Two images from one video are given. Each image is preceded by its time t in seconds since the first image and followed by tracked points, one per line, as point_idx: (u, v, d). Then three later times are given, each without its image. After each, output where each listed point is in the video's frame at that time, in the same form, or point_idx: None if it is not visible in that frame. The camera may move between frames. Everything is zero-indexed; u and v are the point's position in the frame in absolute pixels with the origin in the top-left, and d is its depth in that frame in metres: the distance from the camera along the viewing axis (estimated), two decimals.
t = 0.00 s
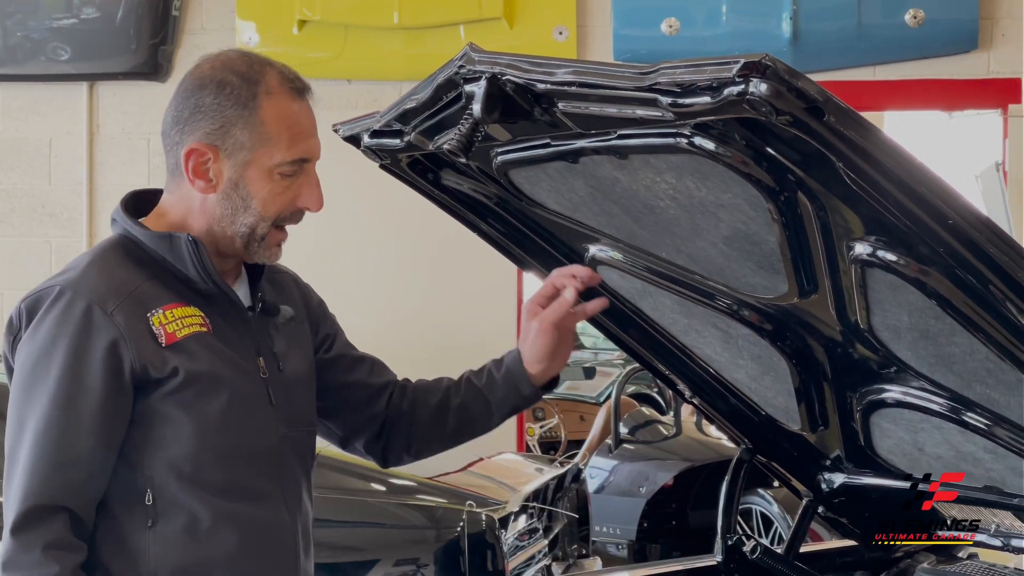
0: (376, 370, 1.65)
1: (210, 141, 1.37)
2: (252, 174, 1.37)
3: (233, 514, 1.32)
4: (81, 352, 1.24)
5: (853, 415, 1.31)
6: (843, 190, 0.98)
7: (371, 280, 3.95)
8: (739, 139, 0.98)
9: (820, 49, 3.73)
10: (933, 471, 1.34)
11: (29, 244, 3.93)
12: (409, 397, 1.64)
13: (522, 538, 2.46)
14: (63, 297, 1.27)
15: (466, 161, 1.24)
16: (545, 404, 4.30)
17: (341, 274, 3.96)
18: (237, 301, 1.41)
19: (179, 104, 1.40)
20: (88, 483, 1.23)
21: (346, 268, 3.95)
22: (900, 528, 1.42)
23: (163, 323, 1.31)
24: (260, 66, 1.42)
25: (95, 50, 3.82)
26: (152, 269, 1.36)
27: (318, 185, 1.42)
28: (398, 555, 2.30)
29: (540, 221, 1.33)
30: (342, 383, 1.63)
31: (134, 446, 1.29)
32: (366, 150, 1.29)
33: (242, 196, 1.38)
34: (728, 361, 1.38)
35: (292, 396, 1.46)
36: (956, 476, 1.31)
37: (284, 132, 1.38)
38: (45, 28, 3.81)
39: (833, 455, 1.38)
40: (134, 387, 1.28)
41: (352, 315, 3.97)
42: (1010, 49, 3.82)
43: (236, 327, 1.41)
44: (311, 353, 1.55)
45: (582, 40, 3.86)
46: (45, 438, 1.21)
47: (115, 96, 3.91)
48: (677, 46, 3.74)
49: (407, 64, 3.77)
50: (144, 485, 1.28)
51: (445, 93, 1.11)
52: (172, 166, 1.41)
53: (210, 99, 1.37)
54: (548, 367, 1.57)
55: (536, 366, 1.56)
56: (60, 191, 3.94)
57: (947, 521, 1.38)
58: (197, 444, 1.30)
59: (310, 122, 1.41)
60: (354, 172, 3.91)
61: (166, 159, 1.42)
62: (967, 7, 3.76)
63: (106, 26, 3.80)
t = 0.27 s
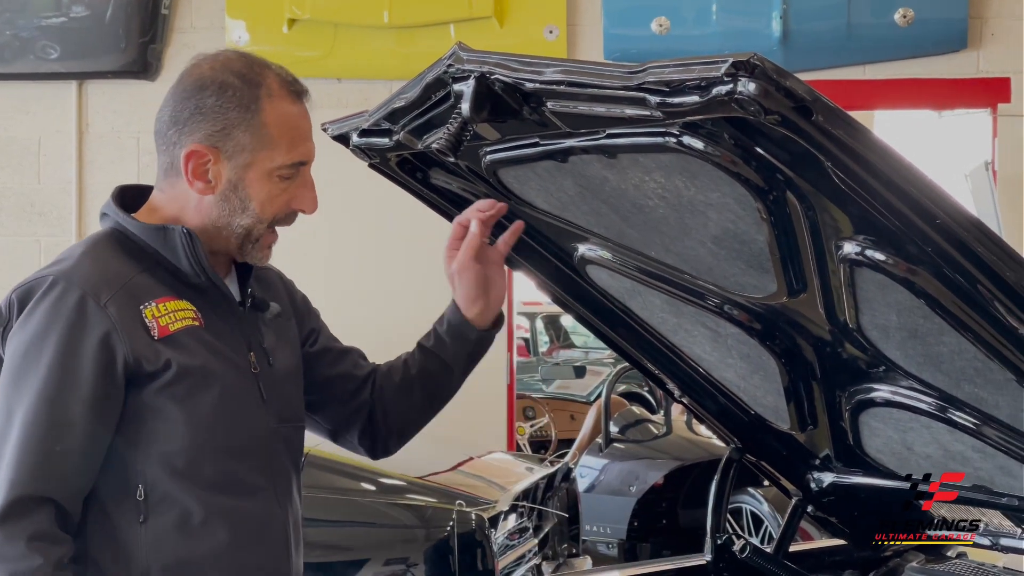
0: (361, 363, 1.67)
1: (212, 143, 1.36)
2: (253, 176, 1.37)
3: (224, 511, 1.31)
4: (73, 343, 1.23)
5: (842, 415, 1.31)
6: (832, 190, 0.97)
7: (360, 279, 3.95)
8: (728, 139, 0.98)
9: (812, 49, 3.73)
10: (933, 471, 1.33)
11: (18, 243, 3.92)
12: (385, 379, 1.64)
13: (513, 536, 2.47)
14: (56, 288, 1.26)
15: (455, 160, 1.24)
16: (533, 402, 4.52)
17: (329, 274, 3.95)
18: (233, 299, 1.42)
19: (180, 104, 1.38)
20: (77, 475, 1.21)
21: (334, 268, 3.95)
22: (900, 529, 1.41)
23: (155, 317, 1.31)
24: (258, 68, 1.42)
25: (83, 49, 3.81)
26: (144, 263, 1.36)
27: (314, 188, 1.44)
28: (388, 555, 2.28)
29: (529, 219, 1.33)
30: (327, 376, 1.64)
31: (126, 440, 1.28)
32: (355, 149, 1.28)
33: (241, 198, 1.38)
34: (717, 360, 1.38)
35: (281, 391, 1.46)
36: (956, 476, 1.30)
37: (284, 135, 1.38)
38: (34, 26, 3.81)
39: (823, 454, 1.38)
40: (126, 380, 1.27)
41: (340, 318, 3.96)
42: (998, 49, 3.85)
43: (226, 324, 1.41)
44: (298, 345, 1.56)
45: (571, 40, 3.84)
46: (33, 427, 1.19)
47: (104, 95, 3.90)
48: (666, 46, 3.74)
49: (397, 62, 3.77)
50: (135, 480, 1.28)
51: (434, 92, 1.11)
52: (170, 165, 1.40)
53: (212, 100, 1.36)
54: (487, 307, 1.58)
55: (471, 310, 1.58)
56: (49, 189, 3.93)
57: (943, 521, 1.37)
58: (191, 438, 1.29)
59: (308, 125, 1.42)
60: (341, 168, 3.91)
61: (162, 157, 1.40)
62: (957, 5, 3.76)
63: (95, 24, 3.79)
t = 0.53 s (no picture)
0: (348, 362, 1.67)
1: (217, 145, 1.35)
2: (254, 179, 1.37)
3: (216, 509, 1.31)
4: (69, 338, 1.22)
5: (834, 412, 1.31)
6: (823, 188, 0.97)
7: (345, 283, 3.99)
8: (719, 136, 0.98)
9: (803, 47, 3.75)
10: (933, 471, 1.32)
11: (8, 242, 3.92)
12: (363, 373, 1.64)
13: (505, 535, 2.47)
14: (52, 283, 1.25)
15: (447, 158, 1.23)
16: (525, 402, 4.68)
17: (318, 275, 3.99)
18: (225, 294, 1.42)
19: (184, 104, 1.36)
20: (71, 470, 1.20)
21: (319, 271, 3.99)
22: (901, 528, 1.42)
23: (150, 313, 1.30)
24: (260, 68, 1.41)
25: (74, 46, 3.81)
26: (139, 259, 1.36)
27: (310, 191, 1.44)
28: (380, 553, 2.28)
29: (521, 217, 1.33)
30: (317, 375, 1.64)
31: (121, 436, 1.27)
32: (347, 147, 1.28)
33: (242, 201, 1.37)
34: (709, 358, 1.38)
35: (272, 388, 1.46)
36: (955, 476, 1.29)
37: (287, 139, 1.38)
38: (25, 24, 3.81)
39: (814, 452, 1.38)
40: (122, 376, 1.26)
41: (326, 321, 4.00)
42: (990, 48, 3.89)
43: (217, 322, 1.40)
44: (287, 343, 1.57)
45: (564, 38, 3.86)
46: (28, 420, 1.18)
47: (95, 92, 3.92)
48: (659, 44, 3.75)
49: (388, 62, 3.79)
50: (129, 477, 1.27)
51: (425, 90, 1.10)
52: (170, 164, 1.38)
53: (217, 102, 1.35)
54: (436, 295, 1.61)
55: (420, 297, 1.60)
56: (40, 188, 3.94)
57: (942, 521, 1.37)
58: (185, 437, 1.29)
59: (309, 129, 1.42)
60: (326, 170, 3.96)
61: (162, 155, 1.39)
62: (949, 3, 3.78)
63: (85, 21, 3.78)
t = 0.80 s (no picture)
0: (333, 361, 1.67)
1: (229, 144, 1.31)
2: (264, 174, 1.36)
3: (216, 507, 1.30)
4: (93, 338, 1.17)
5: (824, 410, 1.31)
6: (814, 186, 0.97)
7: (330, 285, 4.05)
8: (709, 134, 0.98)
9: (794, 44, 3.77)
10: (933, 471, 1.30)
11: None
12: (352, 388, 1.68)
13: (495, 532, 2.47)
14: (71, 280, 1.20)
15: (437, 156, 1.23)
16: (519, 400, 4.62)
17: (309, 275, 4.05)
18: (226, 290, 1.42)
19: (190, 104, 1.31)
20: (97, 472, 1.16)
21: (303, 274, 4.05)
22: (901, 528, 1.42)
23: (165, 311, 1.27)
24: (254, 61, 1.38)
25: (65, 44, 3.81)
26: (148, 258, 1.33)
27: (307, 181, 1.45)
28: (371, 551, 2.28)
29: (511, 215, 1.33)
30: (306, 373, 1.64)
31: (134, 435, 1.24)
32: (337, 145, 1.28)
33: (253, 198, 1.36)
34: (700, 356, 1.38)
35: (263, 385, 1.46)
36: (956, 477, 1.27)
37: (293, 134, 1.37)
38: (16, 22, 3.80)
39: (805, 450, 1.38)
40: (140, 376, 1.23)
41: (317, 321, 4.06)
42: (980, 47, 3.91)
43: (215, 321, 1.39)
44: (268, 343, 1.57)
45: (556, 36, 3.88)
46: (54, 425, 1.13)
47: (86, 89, 3.91)
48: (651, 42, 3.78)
49: (378, 59, 3.79)
50: (139, 476, 1.24)
51: (415, 88, 1.10)
52: (175, 164, 1.33)
53: (228, 102, 1.31)
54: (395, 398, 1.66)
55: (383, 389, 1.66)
56: (30, 185, 3.93)
57: (942, 521, 1.36)
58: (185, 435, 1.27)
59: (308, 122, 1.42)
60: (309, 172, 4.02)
61: (163, 155, 1.33)
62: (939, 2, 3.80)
63: (76, 19, 3.79)
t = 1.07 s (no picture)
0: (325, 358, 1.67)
1: (228, 143, 1.29)
2: (261, 171, 1.34)
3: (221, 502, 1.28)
4: (126, 316, 1.13)
5: (821, 407, 1.31)
6: (810, 182, 0.97)
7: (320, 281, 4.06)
8: (706, 130, 0.98)
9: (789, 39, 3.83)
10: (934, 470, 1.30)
11: None
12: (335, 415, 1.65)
13: (491, 529, 2.47)
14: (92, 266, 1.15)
15: (433, 152, 1.23)
16: (512, 398, 4.98)
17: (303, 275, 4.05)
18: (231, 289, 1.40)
19: (188, 103, 1.28)
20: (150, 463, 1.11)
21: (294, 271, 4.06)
22: (901, 527, 1.41)
23: (179, 306, 1.21)
24: (247, 59, 1.36)
25: (61, 41, 3.96)
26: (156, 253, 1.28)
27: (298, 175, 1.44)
28: (367, 548, 2.30)
29: (508, 212, 1.32)
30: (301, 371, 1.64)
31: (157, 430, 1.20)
32: (333, 142, 1.27)
33: (251, 194, 1.34)
34: (696, 353, 1.38)
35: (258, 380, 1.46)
36: (955, 476, 1.27)
37: (288, 131, 1.36)
38: (11, 18, 3.97)
39: (801, 446, 1.38)
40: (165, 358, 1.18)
41: (312, 322, 4.06)
42: (975, 44, 3.99)
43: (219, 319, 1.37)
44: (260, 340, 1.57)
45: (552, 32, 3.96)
46: (98, 417, 1.08)
47: (80, 85, 4.07)
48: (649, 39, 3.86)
49: (374, 55, 3.91)
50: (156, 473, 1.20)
51: (412, 84, 1.10)
52: (173, 164, 1.30)
53: (225, 100, 1.29)
54: (357, 457, 1.61)
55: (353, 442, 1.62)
56: (25, 181, 4.10)
57: (941, 521, 1.36)
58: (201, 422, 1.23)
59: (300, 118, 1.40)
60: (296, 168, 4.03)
61: (161, 154, 1.31)
62: None
63: (70, 15, 3.95)
